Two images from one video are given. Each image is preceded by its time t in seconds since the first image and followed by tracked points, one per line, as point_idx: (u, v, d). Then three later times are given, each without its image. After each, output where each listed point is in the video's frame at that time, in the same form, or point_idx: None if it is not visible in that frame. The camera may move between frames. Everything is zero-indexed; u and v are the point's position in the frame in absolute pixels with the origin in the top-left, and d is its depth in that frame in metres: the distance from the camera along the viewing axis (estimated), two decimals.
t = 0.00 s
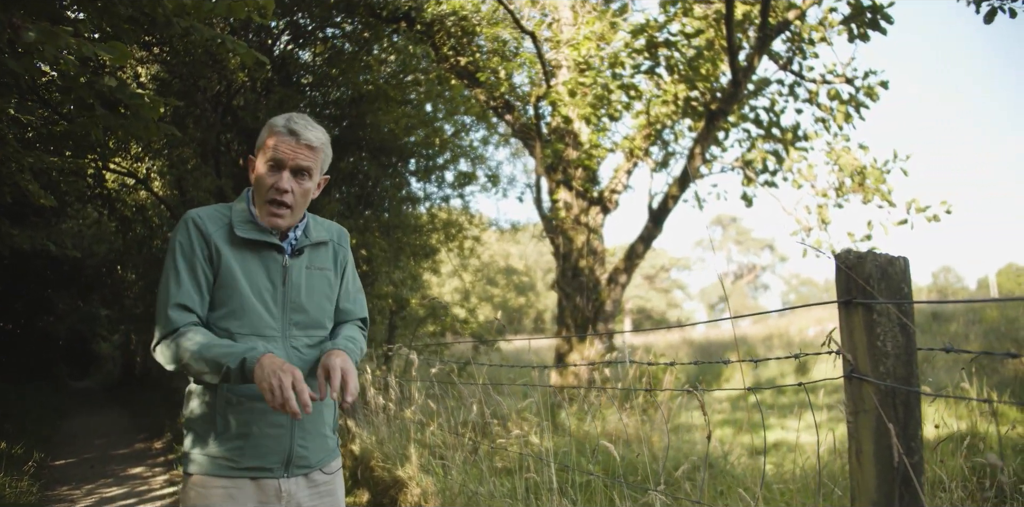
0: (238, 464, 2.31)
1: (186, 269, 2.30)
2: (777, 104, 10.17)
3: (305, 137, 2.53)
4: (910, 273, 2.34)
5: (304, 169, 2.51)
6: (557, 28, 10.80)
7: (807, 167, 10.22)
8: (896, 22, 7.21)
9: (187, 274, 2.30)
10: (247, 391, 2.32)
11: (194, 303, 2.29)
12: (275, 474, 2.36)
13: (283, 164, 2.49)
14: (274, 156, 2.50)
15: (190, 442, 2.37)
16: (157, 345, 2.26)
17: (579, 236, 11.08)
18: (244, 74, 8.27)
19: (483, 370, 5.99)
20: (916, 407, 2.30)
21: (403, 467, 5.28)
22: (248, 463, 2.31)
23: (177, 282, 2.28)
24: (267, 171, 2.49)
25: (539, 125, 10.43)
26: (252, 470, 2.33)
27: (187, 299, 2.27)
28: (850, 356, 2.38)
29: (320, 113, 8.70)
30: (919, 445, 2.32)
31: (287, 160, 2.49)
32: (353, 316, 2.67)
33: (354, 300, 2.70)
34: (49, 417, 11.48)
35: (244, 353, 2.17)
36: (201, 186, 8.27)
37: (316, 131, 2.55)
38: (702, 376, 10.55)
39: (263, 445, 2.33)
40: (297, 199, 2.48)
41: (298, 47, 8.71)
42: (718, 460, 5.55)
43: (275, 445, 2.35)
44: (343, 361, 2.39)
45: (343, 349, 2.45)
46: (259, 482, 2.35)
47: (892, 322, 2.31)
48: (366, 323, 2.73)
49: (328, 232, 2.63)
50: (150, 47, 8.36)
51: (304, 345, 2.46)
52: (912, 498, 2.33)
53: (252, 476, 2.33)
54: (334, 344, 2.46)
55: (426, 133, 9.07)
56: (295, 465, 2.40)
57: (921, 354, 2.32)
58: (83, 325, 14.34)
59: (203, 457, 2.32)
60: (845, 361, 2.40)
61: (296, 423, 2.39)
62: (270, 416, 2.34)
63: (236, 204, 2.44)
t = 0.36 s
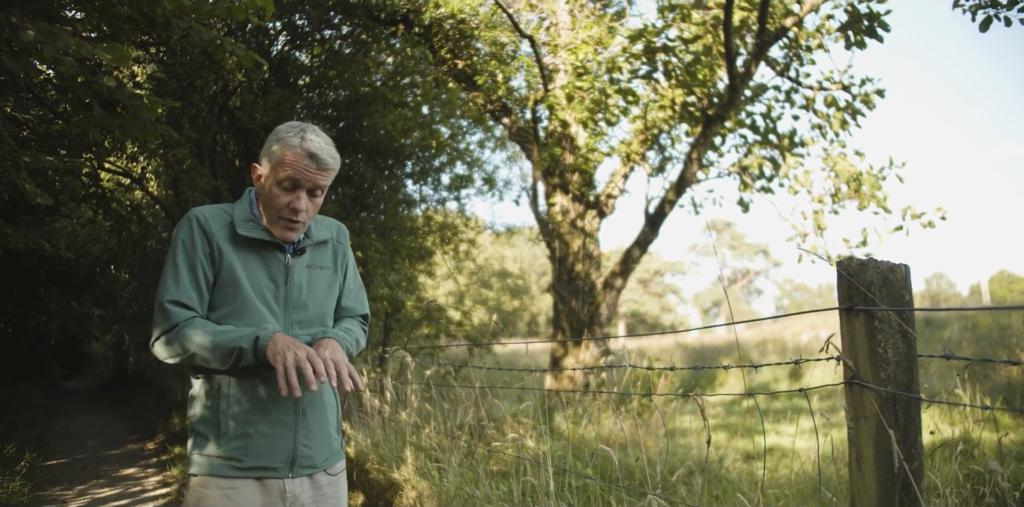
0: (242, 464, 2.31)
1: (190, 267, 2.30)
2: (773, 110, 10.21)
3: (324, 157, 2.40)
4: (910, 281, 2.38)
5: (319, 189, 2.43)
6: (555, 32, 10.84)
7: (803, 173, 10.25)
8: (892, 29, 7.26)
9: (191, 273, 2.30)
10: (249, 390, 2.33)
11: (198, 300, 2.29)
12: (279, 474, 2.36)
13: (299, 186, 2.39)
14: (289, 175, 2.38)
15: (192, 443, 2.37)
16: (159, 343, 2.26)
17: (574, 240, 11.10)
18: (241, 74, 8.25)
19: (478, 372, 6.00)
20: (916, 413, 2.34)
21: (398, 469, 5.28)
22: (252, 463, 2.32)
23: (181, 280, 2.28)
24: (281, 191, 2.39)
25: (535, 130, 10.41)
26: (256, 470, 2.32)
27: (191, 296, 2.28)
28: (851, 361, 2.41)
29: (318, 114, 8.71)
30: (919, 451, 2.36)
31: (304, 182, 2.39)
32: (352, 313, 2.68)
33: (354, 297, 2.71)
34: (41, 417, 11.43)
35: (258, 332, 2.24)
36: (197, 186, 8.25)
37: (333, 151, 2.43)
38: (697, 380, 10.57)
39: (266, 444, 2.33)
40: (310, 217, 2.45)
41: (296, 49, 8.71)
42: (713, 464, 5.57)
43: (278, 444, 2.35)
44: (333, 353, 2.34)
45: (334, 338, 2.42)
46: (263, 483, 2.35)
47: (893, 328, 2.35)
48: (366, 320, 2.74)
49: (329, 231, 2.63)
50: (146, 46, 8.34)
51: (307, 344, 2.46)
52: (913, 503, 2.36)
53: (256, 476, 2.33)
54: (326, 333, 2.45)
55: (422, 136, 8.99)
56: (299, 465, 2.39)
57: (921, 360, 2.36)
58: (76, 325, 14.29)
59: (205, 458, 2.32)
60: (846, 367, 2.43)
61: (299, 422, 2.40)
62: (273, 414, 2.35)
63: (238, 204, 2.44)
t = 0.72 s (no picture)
0: (244, 469, 2.31)
1: (199, 270, 2.31)
2: (774, 118, 10.23)
3: (327, 146, 2.49)
4: (916, 291, 2.40)
5: (325, 178, 2.49)
6: (557, 37, 10.86)
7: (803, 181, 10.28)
8: (894, 39, 7.28)
9: (200, 276, 2.31)
10: (253, 394, 2.33)
11: (206, 303, 2.30)
12: (281, 479, 2.36)
13: (304, 175, 2.46)
14: (294, 166, 2.46)
15: (196, 445, 2.38)
16: (168, 346, 2.27)
17: (575, 246, 11.11)
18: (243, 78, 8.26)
19: (478, 378, 5.99)
20: (921, 422, 2.37)
21: (397, 473, 5.29)
22: (254, 467, 2.32)
23: (190, 283, 2.29)
24: (287, 181, 2.46)
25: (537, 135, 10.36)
26: (257, 475, 2.33)
27: (199, 300, 2.29)
28: (857, 371, 2.43)
29: (320, 118, 8.74)
30: (924, 461, 2.39)
31: (309, 171, 2.47)
32: (360, 321, 2.67)
33: (362, 305, 2.70)
34: (38, 419, 11.40)
35: (264, 342, 2.24)
36: (198, 189, 8.27)
37: (336, 142, 2.53)
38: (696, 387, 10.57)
39: (269, 448, 2.33)
40: (316, 208, 2.48)
41: (297, 52, 8.73)
42: (713, 471, 5.57)
43: (282, 449, 2.35)
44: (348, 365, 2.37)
45: (347, 351, 2.43)
46: (264, 488, 2.35)
47: (899, 339, 2.38)
48: (374, 329, 2.73)
49: (339, 238, 2.62)
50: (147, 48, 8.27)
51: (314, 351, 2.46)
52: None
53: (257, 481, 2.33)
54: (338, 345, 2.47)
55: (423, 141, 9.08)
56: (301, 470, 2.39)
57: (926, 370, 2.38)
58: (74, 327, 14.28)
59: (208, 460, 2.33)
60: (852, 377, 2.46)
61: (303, 427, 2.39)
62: (276, 419, 2.35)
63: (248, 208, 2.44)
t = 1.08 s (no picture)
0: (247, 474, 2.31)
1: (200, 275, 2.32)
2: (775, 127, 10.25)
3: (324, 140, 2.62)
4: (918, 300, 2.41)
5: (324, 169, 2.59)
6: (559, 44, 10.88)
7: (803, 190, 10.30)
8: (895, 49, 7.31)
9: (201, 281, 2.32)
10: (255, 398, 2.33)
11: (206, 307, 2.30)
12: (283, 485, 2.36)
13: (303, 165, 2.57)
14: (294, 158, 2.58)
15: (198, 450, 2.38)
16: (167, 350, 2.28)
17: (574, 253, 11.14)
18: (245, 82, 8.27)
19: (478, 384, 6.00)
20: (923, 432, 2.38)
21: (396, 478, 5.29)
22: (257, 472, 2.32)
23: (190, 288, 2.29)
24: (287, 175, 2.55)
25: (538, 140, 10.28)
26: (260, 480, 2.32)
27: (199, 304, 2.29)
28: (859, 380, 2.44)
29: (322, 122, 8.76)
30: (926, 470, 2.39)
31: (307, 161, 2.57)
32: (366, 331, 2.67)
33: (367, 315, 2.71)
34: (36, 421, 11.39)
35: (253, 350, 2.22)
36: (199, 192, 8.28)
37: (334, 137, 2.66)
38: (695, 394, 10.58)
39: (272, 453, 2.33)
40: (316, 197, 2.53)
41: (299, 57, 8.73)
42: (711, 479, 5.58)
43: (284, 454, 2.35)
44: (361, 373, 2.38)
45: (360, 358, 2.46)
46: (267, 493, 2.35)
47: (901, 348, 2.39)
48: (379, 338, 2.73)
49: (344, 246, 2.63)
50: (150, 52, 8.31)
51: (316, 357, 2.47)
52: None
53: (260, 486, 2.33)
54: (352, 352, 2.49)
55: (425, 146, 9.11)
56: (304, 476, 2.40)
57: (928, 380, 2.39)
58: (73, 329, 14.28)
59: (211, 465, 2.33)
60: (854, 386, 2.47)
61: (306, 432, 2.40)
62: (279, 423, 2.35)
63: (253, 214, 2.46)
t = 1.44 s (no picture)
0: (245, 473, 2.32)
1: (195, 278, 2.33)
2: (772, 129, 10.27)
3: (330, 140, 2.64)
4: (914, 301, 2.42)
5: (327, 170, 2.60)
6: (557, 46, 10.89)
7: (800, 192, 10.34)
8: (891, 51, 7.32)
9: (196, 283, 2.33)
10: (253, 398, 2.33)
11: (202, 309, 2.31)
12: (283, 485, 2.36)
13: (307, 164, 2.57)
14: (299, 156, 2.59)
15: (198, 450, 2.39)
16: (162, 353, 2.28)
17: (572, 254, 11.15)
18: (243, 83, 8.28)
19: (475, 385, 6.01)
20: (919, 432, 2.39)
21: (393, 478, 5.30)
22: (256, 472, 2.32)
23: (185, 290, 2.30)
24: (292, 173, 2.55)
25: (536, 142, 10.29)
26: (259, 480, 2.33)
27: (194, 307, 2.29)
28: (856, 381, 2.45)
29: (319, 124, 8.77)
30: (922, 470, 2.40)
31: (312, 161, 2.58)
32: (369, 333, 2.66)
33: (369, 316, 2.71)
34: (33, 421, 11.38)
35: (239, 343, 2.22)
36: (196, 192, 8.28)
37: (339, 139, 2.67)
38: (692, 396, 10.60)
39: (270, 453, 2.34)
40: (320, 196, 2.54)
41: (297, 59, 8.74)
42: (708, 480, 5.59)
43: (283, 454, 2.36)
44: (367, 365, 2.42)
45: (367, 352, 2.49)
46: (266, 493, 2.35)
47: (897, 349, 2.40)
48: (382, 340, 2.73)
49: (344, 247, 2.64)
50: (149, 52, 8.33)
51: (315, 356, 2.46)
52: None
53: (259, 486, 2.33)
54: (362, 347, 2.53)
55: (422, 148, 9.12)
56: (303, 476, 2.40)
57: (925, 380, 2.40)
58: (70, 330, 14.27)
59: (210, 464, 2.34)
60: (851, 386, 2.48)
61: (305, 432, 2.40)
62: (277, 423, 2.35)
63: (251, 216, 2.47)
